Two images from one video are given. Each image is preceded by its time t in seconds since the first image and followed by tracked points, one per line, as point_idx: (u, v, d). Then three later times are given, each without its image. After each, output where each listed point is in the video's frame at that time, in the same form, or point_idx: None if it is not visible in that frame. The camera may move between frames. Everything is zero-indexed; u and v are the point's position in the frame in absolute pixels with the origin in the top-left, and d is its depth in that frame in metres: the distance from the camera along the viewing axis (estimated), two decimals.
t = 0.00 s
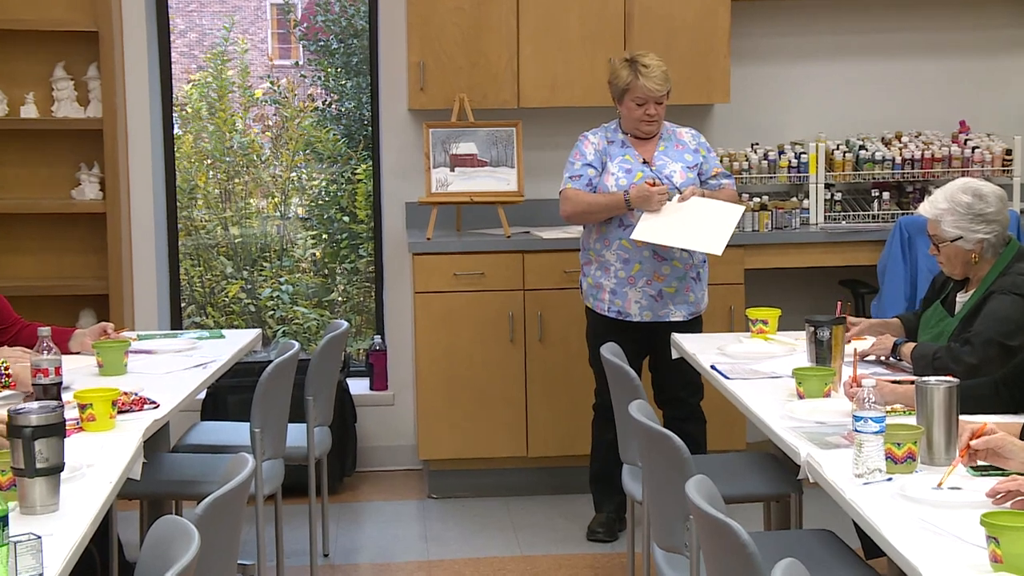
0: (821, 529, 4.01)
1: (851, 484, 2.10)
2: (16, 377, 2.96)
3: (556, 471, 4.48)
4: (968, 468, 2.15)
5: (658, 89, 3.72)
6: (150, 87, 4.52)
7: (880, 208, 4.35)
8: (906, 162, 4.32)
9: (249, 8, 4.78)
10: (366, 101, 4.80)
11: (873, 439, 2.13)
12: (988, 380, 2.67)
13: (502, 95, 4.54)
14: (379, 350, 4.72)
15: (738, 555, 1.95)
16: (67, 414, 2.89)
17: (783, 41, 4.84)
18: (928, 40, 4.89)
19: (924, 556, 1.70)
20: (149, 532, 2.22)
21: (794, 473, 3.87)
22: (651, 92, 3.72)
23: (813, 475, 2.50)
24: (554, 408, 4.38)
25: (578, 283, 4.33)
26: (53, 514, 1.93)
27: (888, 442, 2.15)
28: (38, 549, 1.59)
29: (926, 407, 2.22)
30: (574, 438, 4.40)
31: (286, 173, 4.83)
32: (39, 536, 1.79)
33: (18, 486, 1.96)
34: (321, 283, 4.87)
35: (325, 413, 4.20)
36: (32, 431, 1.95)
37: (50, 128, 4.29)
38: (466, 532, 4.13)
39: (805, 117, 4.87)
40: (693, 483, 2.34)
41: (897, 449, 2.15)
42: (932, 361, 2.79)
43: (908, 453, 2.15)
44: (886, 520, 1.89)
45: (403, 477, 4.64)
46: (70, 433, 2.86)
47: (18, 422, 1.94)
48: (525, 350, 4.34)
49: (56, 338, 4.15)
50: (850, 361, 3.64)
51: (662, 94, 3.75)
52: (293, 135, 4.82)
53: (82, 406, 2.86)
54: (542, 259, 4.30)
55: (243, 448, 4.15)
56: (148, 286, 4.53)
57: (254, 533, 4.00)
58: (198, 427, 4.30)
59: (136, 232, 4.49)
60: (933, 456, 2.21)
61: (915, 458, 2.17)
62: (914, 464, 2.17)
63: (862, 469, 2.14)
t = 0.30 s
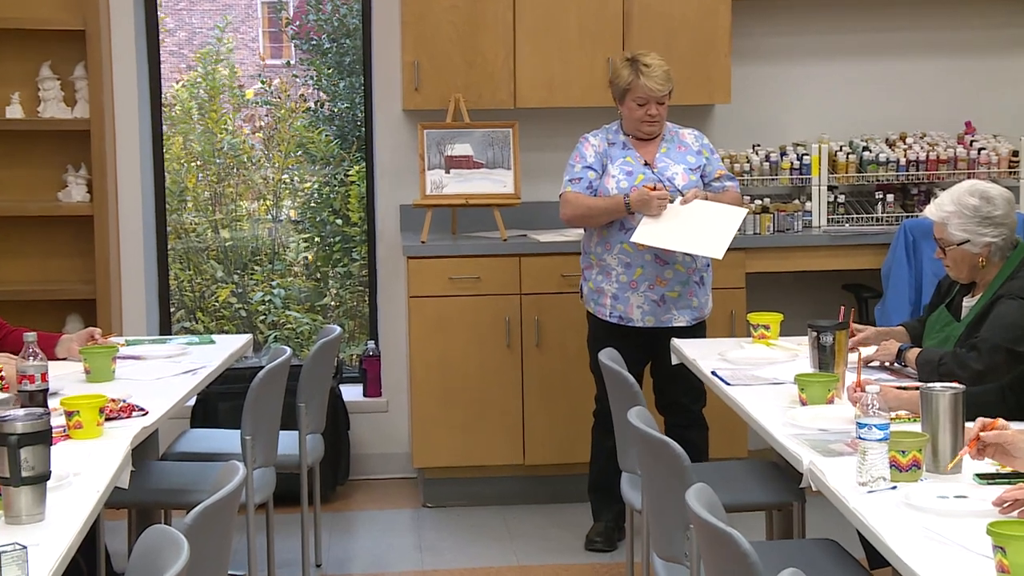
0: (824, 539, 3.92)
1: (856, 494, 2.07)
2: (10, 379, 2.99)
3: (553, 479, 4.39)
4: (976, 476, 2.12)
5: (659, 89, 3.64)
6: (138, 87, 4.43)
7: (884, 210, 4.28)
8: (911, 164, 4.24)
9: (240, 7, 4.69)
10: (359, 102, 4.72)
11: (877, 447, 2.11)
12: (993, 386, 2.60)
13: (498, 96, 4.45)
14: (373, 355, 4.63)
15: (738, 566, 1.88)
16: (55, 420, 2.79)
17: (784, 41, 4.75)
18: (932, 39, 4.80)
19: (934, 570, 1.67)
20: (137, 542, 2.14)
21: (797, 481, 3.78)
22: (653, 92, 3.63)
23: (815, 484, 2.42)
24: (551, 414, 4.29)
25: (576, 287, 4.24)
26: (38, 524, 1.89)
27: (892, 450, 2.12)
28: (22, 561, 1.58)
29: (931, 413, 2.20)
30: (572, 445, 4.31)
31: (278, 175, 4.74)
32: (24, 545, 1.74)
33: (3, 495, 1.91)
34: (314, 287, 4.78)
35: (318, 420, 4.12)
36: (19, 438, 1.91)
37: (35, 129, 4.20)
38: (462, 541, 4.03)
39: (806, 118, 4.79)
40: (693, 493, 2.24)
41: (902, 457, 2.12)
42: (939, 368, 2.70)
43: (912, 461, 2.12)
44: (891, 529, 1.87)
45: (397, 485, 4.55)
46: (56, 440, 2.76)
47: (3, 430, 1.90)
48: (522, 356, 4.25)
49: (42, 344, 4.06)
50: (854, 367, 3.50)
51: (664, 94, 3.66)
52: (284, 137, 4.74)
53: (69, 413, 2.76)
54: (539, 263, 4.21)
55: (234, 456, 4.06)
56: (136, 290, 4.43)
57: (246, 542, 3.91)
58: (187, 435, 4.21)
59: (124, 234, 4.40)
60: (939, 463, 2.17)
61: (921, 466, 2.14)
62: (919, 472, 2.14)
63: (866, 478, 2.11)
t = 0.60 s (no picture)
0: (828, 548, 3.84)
1: (860, 501, 2.00)
2: None
3: (552, 487, 4.30)
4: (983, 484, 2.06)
5: (662, 89, 3.56)
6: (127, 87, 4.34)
7: (890, 213, 4.18)
8: (917, 165, 4.16)
9: (230, 5, 4.60)
10: (354, 102, 4.63)
11: (882, 455, 2.03)
12: (1002, 393, 2.53)
13: (495, 96, 4.37)
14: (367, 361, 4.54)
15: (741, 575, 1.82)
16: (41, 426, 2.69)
17: (787, 39, 4.67)
18: (936, 38, 4.72)
19: None
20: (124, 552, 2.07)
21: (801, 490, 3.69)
22: (656, 92, 3.55)
23: (819, 492, 2.33)
24: (549, 421, 4.20)
25: (575, 291, 4.15)
26: (23, 533, 1.84)
27: (898, 457, 2.06)
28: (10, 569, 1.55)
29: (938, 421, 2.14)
30: (570, 452, 4.22)
31: (270, 177, 4.66)
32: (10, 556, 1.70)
33: None
34: (307, 291, 4.70)
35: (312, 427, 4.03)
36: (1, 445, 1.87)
37: (22, 130, 4.12)
38: (459, 550, 3.94)
39: (809, 119, 4.71)
40: (694, 502, 2.15)
41: (907, 464, 2.05)
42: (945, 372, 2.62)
43: (918, 469, 2.05)
44: (896, 538, 1.80)
45: (392, 493, 4.46)
46: (44, 447, 2.66)
47: None
48: (519, 362, 4.17)
49: (29, 349, 3.97)
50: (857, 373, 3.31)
51: (666, 93, 3.58)
52: (277, 137, 4.65)
53: (55, 419, 2.66)
54: (537, 266, 4.12)
55: (226, 463, 3.97)
56: (125, 294, 4.34)
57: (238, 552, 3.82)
58: (177, 442, 4.11)
59: (114, 237, 4.32)
60: (945, 471, 2.11)
61: (926, 473, 2.08)
62: (925, 480, 2.08)
63: (871, 486, 2.03)
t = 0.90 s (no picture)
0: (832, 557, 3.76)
1: (866, 508, 1.96)
2: None
3: (550, 495, 4.22)
4: (992, 492, 2.00)
5: (664, 88, 3.47)
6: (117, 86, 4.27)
7: (896, 214, 4.11)
8: (923, 166, 4.08)
9: (222, 2, 4.52)
10: (348, 101, 4.55)
11: (889, 461, 1.98)
12: (1011, 399, 2.45)
13: (492, 96, 4.28)
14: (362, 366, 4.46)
15: None
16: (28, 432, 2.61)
17: (788, 38, 4.59)
18: (942, 37, 4.64)
19: None
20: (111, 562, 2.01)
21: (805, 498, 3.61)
22: (657, 91, 3.47)
23: (824, 500, 2.26)
24: (548, 427, 4.12)
25: (574, 294, 4.07)
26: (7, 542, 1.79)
27: (905, 464, 2.00)
28: None
29: (945, 427, 2.09)
30: (568, 459, 4.14)
31: (263, 178, 4.57)
32: None
33: None
34: (301, 294, 4.61)
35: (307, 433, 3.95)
36: None
37: (10, 129, 4.05)
38: (455, 558, 3.86)
39: (812, 120, 4.63)
40: (698, 511, 2.06)
41: (914, 471, 1.99)
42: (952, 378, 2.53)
43: (925, 475, 2.00)
44: (903, 547, 1.75)
45: (388, 501, 4.37)
46: (31, 454, 2.58)
47: None
48: (517, 366, 4.08)
49: (16, 353, 3.88)
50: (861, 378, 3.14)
51: (668, 93, 3.49)
52: (269, 137, 4.57)
53: (43, 425, 2.58)
54: (535, 269, 4.04)
55: (217, 470, 3.88)
56: (114, 297, 4.26)
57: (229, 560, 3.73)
58: (168, 448, 4.02)
59: (103, 239, 4.24)
60: (953, 478, 2.06)
61: (933, 480, 2.02)
62: (932, 487, 2.02)
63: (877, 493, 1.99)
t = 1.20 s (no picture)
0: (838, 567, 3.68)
1: (872, 517, 1.88)
2: None
3: (550, 503, 4.13)
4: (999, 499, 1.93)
5: (666, 88, 3.39)
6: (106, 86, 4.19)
7: (902, 216, 3.99)
8: (931, 167, 3.99)
9: None
10: (343, 101, 4.47)
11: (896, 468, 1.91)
12: None
13: (490, 96, 4.20)
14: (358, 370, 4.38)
15: None
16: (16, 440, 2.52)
17: (791, 36, 4.51)
18: (948, 35, 4.56)
19: None
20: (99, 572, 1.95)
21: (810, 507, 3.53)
22: (659, 91, 3.38)
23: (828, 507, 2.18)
24: (547, 433, 4.03)
25: (574, 298, 3.99)
26: None
27: (911, 472, 1.92)
28: None
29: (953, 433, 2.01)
30: (568, 465, 4.05)
31: (256, 178, 4.49)
32: None
33: None
34: (295, 297, 4.53)
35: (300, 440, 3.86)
36: None
37: None
38: (452, 567, 3.77)
39: (815, 120, 4.55)
40: (699, 518, 1.98)
41: (920, 478, 1.92)
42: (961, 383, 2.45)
43: (933, 483, 1.92)
44: (912, 558, 1.68)
45: (384, 509, 4.29)
46: (19, 462, 2.49)
47: None
48: (515, 371, 4.00)
49: (4, 358, 3.79)
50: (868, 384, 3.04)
51: (670, 92, 3.41)
52: (262, 138, 4.49)
53: (32, 432, 2.49)
54: (535, 272, 3.96)
55: (209, 477, 3.79)
56: (104, 301, 4.17)
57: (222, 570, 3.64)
58: (159, 455, 3.93)
59: (93, 240, 4.16)
60: (961, 486, 1.98)
61: (940, 487, 1.95)
62: (940, 495, 1.95)
63: (883, 501, 1.92)
